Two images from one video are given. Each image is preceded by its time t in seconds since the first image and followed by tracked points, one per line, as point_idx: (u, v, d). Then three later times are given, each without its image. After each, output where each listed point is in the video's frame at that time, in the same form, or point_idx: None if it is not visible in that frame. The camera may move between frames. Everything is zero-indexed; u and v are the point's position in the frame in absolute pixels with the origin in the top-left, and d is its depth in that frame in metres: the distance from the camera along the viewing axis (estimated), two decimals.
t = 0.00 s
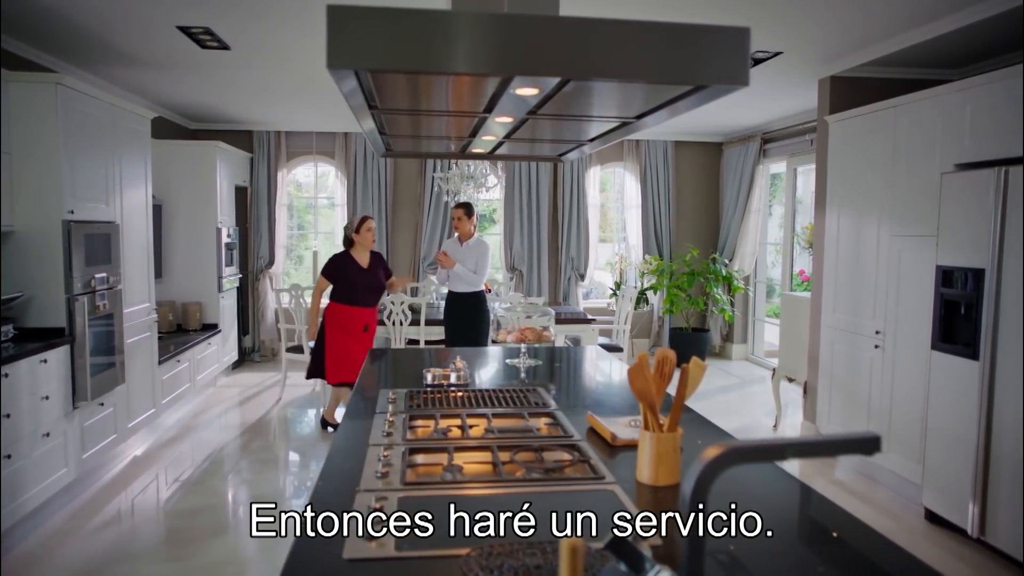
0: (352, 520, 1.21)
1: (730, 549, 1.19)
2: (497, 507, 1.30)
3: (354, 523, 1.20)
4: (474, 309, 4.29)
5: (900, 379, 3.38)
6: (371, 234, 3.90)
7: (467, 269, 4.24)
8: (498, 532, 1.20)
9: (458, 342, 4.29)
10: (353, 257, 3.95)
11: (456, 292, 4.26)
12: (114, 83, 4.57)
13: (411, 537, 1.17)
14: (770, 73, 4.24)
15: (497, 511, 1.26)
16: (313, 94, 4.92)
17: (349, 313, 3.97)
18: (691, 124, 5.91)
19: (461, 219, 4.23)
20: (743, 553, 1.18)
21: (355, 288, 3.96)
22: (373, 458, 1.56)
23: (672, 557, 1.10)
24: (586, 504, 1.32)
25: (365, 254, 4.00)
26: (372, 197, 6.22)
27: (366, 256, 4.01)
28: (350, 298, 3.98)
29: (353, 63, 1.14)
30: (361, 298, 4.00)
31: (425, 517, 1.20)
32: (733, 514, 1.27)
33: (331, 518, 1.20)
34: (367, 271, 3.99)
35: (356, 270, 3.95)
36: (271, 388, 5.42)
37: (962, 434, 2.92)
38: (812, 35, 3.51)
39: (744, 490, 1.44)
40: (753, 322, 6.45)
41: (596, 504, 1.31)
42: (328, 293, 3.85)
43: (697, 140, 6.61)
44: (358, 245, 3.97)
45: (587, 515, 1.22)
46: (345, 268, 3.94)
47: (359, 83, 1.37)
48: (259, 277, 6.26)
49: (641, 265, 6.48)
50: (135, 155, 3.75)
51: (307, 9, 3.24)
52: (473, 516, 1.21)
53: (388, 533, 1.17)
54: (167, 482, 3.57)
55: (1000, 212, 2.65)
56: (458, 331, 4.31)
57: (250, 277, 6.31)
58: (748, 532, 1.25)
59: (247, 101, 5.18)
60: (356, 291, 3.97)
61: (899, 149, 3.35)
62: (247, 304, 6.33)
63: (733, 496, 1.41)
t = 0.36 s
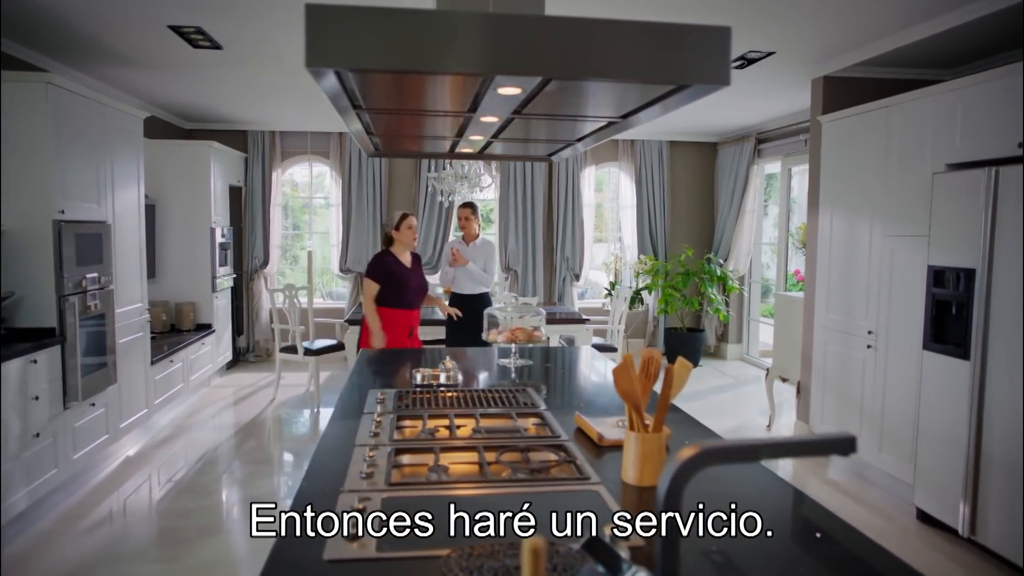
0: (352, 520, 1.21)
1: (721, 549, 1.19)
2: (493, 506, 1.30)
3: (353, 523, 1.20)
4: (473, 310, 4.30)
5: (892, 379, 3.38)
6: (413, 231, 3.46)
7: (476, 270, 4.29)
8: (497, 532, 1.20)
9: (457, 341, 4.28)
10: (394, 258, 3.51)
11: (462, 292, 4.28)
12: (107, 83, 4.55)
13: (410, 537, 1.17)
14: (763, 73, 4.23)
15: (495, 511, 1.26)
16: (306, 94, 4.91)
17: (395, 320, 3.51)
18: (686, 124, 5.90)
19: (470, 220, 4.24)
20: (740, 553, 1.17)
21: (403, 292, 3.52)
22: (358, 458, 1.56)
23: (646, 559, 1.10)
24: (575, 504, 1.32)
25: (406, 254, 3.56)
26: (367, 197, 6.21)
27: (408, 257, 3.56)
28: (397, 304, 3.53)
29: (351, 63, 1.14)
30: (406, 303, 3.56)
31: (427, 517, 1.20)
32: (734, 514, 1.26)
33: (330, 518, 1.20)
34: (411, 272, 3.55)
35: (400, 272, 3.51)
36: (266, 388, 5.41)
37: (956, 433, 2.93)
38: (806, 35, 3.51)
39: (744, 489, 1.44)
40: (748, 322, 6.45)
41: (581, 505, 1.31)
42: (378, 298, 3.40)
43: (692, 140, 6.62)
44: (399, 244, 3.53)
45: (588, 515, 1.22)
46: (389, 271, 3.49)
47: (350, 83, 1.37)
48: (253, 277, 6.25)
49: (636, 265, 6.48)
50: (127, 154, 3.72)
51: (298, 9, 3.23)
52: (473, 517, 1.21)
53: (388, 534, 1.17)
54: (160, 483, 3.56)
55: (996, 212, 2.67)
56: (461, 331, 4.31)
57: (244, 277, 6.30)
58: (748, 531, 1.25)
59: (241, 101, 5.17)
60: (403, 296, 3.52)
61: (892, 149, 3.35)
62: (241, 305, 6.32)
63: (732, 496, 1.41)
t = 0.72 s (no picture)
0: (341, 520, 1.20)
1: (701, 548, 1.19)
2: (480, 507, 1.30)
3: (344, 523, 1.20)
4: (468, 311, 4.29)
5: (877, 379, 3.39)
6: (467, 232, 3.21)
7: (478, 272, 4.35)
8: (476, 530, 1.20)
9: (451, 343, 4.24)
10: (447, 259, 3.31)
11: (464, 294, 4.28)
12: (91, 82, 4.52)
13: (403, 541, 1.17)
14: (750, 73, 4.24)
15: (476, 512, 1.27)
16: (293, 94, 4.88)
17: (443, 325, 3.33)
18: (675, 124, 5.91)
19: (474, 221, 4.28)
20: (724, 552, 1.17)
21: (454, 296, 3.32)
22: (333, 459, 1.55)
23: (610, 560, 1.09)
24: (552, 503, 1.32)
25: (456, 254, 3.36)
26: (355, 197, 6.19)
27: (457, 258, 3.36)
28: (448, 308, 3.35)
29: (337, 63, 1.14)
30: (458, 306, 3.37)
31: (419, 516, 1.21)
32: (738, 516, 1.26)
33: (320, 518, 1.19)
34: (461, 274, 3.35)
35: (451, 276, 3.31)
36: (253, 389, 5.39)
37: (939, 432, 2.94)
38: (791, 35, 3.51)
39: (736, 489, 1.43)
40: (736, 322, 6.47)
41: (554, 504, 1.31)
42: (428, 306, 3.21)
43: (681, 140, 6.63)
44: (449, 245, 3.31)
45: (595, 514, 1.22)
46: (441, 274, 3.29)
47: (331, 83, 1.37)
48: (241, 277, 6.22)
49: (624, 265, 6.47)
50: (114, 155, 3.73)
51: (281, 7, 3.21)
52: (501, 517, 1.24)
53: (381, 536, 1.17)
54: (144, 484, 3.53)
55: (981, 212, 2.70)
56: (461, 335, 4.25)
57: (232, 277, 6.27)
58: (751, 531, 1.24)
59: (227, 100, 5.14)
60: (455, 300, 3.33)
61: (877, 149, 3.36)
62: (229, 305, 6.29)
63: (719, 494, 1.41)
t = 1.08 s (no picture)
0: (341, 520, 1.20)
1: (669, 547, 1.19)
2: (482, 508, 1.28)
3: (347, 522, 1.19)
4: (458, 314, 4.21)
5: (854, 378, 3.41)
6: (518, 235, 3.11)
7: (469, 276, 4.22)
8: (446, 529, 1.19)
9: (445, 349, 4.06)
10: (497, 264, 3.21)
11: (453, 298, 4.15)
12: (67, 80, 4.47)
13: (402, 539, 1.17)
14: (730, 73, 4.25)
15: (447, 511, 1.26)
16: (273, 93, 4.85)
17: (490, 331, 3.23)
18: (657, 124, 5.92)
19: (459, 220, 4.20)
20: (699, 551, 1.18)
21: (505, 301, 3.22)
22: (298, 461, 1.54)
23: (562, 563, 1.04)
24: (517, 505, 1.31)
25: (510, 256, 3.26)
26: (337, 197, 6.16)
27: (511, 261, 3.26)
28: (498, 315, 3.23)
29: (318, 62, 1.15)
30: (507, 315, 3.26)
31: (419, 516, 1.20)
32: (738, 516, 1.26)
33: (320, 517, 1.19)
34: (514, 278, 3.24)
35: (503, 280, 3.20)
36: (234, 390, 5.35)
37: (913, 430, 2.96)
38: (769, 36, 3.52)
39: (719, 490, 1.44)
40: (719, 322, 6.49)
41: (518, 505, 1.31)
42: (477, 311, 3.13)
43: (664, 141, 6.64)
44: (501, 248, 3.22)
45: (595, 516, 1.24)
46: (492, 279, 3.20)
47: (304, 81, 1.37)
48: (222, 277, 6.18)
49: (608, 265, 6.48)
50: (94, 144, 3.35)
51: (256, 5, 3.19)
52: (502, 516, 1.20)
53: (381, 535, 1.17)
54: (121, 486, 3.50)
55: (952, 212, 2.73)
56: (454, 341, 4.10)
57: (213, 277, 6.22)
58: (753, 531, 1.24)
59: (208, 100, 5.11)
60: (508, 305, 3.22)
61: (854, 149, 3.38)
62: (210, 306, 6.25)
63: (694, 494, 1.41)
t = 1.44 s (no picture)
0: (341, 519, 1.19)
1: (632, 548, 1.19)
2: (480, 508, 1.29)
3: (347, 522, 1.19)
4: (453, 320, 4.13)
5: (829, 377, 3.42)
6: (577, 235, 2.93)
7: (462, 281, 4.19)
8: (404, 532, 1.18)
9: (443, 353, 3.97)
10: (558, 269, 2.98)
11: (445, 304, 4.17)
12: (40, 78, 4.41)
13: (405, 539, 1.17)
14: (708, 73, 4.26)
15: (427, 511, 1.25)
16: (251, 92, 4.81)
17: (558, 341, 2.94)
18: (639, 125, 5.93)
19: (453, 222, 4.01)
20: (672, 550, 1.18)
21: (573, 307, 2.95)
22: (260, 462, 1.52)
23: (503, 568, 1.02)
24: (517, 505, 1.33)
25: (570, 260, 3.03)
26: (318, 196, 6.14)
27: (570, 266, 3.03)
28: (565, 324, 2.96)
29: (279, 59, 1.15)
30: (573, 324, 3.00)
31: (419, 516, 1.19)
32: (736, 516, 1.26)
33: (320, 517, 1.18)
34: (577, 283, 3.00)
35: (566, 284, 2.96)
36: (214, 391, 5.30)
37: (886, 429, 2.98)
38: (744, 36, 3.53)
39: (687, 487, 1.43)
40: (701, 321, 6.51)
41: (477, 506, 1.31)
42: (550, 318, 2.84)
43: (646, 140, 6.66)
44: (557, 253, 3.01)
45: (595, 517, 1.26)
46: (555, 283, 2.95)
47: (259, 80, 1.36)
48: (202, 278, 6.13)
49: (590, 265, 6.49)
50: None
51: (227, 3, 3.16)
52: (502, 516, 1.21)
53: (381, 536, 1.16)
54: (94, 489, 3.46)
55: (923, 212, 2.75)
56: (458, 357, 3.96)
57: (193, 277, 6.17)
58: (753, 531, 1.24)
59: (186, 98, 5.07)
60: (577, 312, 2.96)
61: (828, 149, 3.40)
62: (189, 306, 6.19)
63: (664, 493, 1.41)
